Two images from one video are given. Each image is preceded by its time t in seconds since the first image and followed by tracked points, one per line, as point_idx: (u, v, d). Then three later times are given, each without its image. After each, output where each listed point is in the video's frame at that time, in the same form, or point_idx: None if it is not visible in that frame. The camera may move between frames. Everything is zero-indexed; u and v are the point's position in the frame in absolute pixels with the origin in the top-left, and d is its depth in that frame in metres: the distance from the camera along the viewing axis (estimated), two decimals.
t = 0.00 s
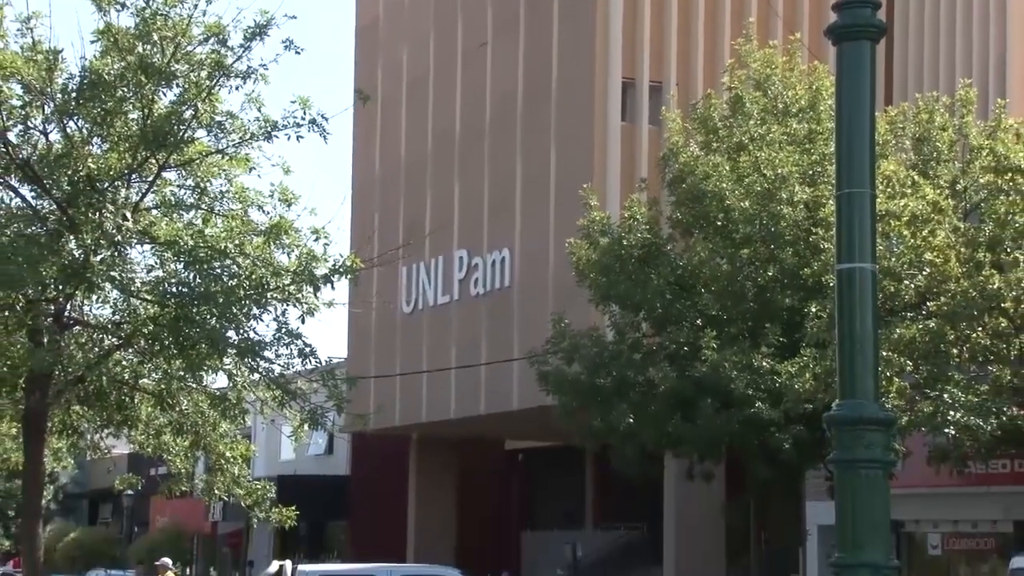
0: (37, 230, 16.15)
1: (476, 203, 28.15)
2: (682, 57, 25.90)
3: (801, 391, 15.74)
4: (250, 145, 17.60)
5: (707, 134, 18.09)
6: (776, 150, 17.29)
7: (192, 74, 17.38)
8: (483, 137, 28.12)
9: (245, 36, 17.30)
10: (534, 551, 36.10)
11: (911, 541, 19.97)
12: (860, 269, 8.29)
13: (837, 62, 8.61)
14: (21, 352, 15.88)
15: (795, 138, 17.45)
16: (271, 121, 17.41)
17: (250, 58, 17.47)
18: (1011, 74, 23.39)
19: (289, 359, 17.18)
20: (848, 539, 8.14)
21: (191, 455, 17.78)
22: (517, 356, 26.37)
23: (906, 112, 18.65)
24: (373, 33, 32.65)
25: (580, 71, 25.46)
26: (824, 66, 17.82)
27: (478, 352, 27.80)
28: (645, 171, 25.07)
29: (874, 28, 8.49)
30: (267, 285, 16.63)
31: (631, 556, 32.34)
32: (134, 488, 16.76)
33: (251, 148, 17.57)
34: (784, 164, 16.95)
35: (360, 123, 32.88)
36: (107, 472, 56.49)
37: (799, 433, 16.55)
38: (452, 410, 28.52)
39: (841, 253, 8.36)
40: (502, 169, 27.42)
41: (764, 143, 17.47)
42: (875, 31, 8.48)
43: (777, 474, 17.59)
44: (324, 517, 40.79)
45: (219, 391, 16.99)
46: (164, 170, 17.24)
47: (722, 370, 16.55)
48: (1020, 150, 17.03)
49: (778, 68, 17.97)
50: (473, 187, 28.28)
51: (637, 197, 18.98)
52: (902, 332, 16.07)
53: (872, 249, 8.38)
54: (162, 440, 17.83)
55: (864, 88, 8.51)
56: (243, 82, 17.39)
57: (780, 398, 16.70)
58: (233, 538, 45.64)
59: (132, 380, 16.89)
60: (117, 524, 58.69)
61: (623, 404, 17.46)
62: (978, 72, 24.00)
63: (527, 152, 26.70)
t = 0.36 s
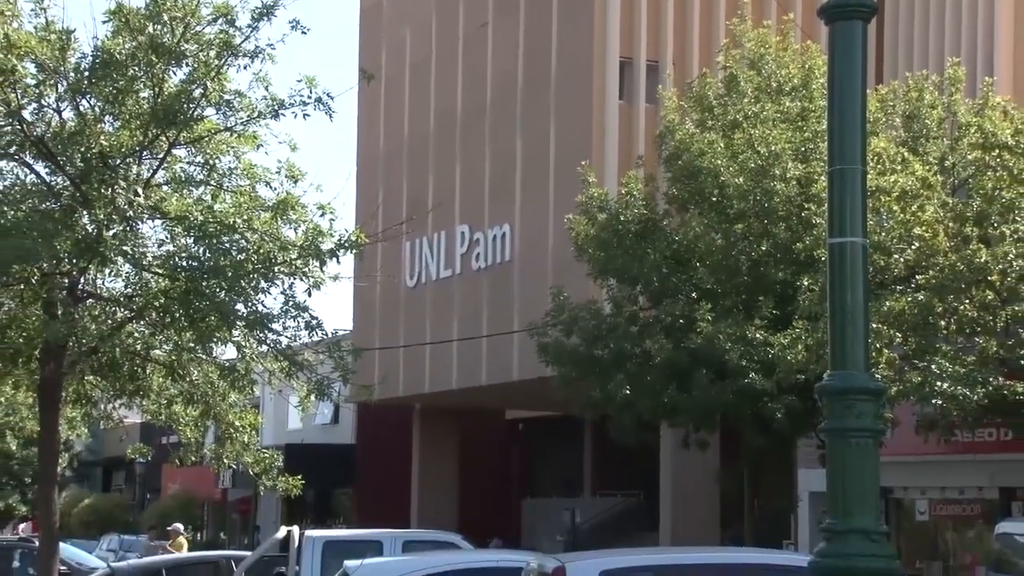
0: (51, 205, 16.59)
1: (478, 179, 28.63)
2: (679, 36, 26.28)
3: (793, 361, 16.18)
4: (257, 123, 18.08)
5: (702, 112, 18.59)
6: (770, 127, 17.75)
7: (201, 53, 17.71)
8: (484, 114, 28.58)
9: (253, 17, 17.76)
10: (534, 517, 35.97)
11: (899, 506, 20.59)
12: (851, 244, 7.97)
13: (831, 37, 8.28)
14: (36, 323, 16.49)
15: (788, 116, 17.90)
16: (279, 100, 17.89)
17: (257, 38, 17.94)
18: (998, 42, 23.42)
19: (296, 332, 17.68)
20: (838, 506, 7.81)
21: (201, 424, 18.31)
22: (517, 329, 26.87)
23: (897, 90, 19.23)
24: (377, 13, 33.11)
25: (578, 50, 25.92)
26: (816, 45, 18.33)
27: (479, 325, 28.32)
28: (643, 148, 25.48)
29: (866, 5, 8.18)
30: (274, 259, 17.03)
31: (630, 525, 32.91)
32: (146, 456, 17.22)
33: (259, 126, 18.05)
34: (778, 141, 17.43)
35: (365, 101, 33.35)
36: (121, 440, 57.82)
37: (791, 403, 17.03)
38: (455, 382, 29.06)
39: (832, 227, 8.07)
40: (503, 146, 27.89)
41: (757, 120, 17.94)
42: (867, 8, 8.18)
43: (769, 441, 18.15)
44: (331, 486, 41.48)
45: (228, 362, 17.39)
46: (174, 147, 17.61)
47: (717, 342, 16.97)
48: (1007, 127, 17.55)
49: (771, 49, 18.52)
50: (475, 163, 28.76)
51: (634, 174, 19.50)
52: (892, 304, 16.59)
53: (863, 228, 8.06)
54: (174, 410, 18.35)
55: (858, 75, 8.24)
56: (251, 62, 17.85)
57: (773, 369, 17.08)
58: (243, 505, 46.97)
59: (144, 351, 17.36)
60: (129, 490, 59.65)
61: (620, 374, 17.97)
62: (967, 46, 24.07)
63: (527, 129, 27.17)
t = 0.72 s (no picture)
0: (66, 184, 16.95)
1: (481, 158, 29.11)
2: (678, 18, 26.67)
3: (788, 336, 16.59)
4: (266, 103, 18.56)
5: (699, 94, 19.07)
6: (765, 108, 18.20)
7: (211, 36, 17.98)
8: (487, 94, 29.05)
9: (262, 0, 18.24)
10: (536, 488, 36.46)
11: (890, 477, 21.26)
12: (843, 221, 7.39)
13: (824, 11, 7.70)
14: (53, 300, 16.87)
15: (782, 96, 18.44)
16: (287, 82, 18.39)
17: (266, 22, 18.43)
18: (988, 28, 23.25)
19: (304, 308, 18.21)
20: (830, 475, 7.23)
21: (212, 397, 18.79)
22: (519, 305, 27.37)
23: (889, 72, 19.84)
24: None
25: (579, 33, 26.42)
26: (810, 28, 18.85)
27: (482, 302, 28.83)
28: (641, 128, 25.88)
29: None
30: (283, 237, 17.50)
31: (633, 500, 33.50)
32: (159, 429, 17.70)
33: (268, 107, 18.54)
34: (773, 122, 17.87)
35: (371, 82, 33.80)
36: (134, 414, 58.68)
37: (785, 376, 17.52)
38: (459, 357, 29.61)
39: (824, 206, 7.49)
40: (505, 125, 28.36)
41: (753, 101, 18.45)
42: None
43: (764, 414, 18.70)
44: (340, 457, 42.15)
45: (239, 337, 17.87)
46: (186, 127, 17.93)
47: (714, 318, 17.41)
48: (996, 107, 18.06)
49: (766, 31, 19.05)
50: (478, 142, 29.24)
51: (634, 153, 20.00)
52: (885, 281, 17.15)
53: (857, 205, 7.46)
54: (185, 384, 18.81)
55: (852, 40, 7.63)
56: (260, 44, 18.34)
57: (768, 344, 17.49)
58: (253, 475, 47.59)
59: (156, 326, 17.84)
60: (144, 461, 60.47)
61: (620, 349, 18.47)
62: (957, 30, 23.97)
63: (528, 108, 27.65)
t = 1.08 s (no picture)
0: (81, 168, 17.22)
1: (486, 141, 29.57)
2: (678, 6, 27.01)
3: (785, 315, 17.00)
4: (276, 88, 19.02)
5: (699, 79, 19.54)
6: (763, 93, 18.64)
7: (222, 23, 18.18)
8: (492, 78, 29.50)
9: None
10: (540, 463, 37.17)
11: (884, 452, 21.86)
12: (838, 203, 7.18)
13: None
14: (69, 280, 17.29)
15: (780, 81, 18.85)
16: (296, 68, 18.85)
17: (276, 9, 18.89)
18: (981, 17, 23.59)
19: (314, 288, 18.71)
20: (825, 452, 7.03)
21: (224, 374, 19.27)
22: (523, 286, 27.83)
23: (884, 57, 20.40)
24: None
25: (581, 19, 26.83)
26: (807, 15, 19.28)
27: (487, 282, 29.30)
28: (641, 113, 26.27)
29: None
30: (293, 220, 17.82)
31: (637, 477, 34.05)
32: (172, 406, 18.21)
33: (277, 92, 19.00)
34: (770, 106, 18.28)
35: (378, 67, 34.23)
36: (150, 390, 59.46)
37: (782, 354, 17.98)
38: (465, 336, 30.11)
39: (820, 187, 7.28)
40: (509, 108, 28.81)
41: (751, 85, 18.91)
42: None
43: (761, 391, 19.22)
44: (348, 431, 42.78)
45: (250, 316, 18.37)
46: (198, 113, 18.21)
47: (712, 297, 17.86)
48: (989, 91, 18.48)
49: (764, 17, 19.47)
50: (483, 125, 29.70)
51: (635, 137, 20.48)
52: (879, 262, 17.56)
53: (853, 187, 7.27)
54: (198, 362, 19.29)
55: (848, 23, 7.45)
56: (270, 31, 18.80)
57: (766, 322, 17.93)
58: (264, 451, 48.08)
59: (170, 305, 18.25)
60: (158, 437, 61.21)
61: (621, 328, 18.98)
62: (950, 16, 24.16)
63: (532, 92, 28.10)
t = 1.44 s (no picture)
0: (98, 152, 16.97)
1: (491, 125, 30.07)
2: None
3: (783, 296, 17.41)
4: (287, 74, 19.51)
5: (699, 65, 20.05)
6: (761, 79, 19.12)
7: (234, 11, 17.85)
8: (497, 64, 29.99)
9: None
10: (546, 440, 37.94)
11: (878, 428, 22.43)
12: (834, 185, 6.62)
13: None
14: (87, 262, 17.37)
15: (777, 67, 19.33)
16: (306, 54, 19.35)
17: None
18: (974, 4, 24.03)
19: (324, 270, 19.22)
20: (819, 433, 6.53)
21: (237, 353, 19.75)
22: (527, 268, 28.31)
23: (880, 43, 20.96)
24: None
25: (584, 6, 27.30)
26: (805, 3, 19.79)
27: (492, 263, 29.80)
28: (642, 98, 26.74)
29: None
30: (303, 203, 17.81)
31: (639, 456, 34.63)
32: (187, 384, 18.74)
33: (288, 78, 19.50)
34: (768, 92, 18.75)
35: (387, 54, 34.72)
36: (163, 367, 60.20)
37: (779, 334, 18.49)
38: (470, 317, 30.61)
39: (816, 167, 6.73)
40: (514, 94, 29.30)
41: (749, 70, 19.42)
42: None
43: (757, 369, 19.74)
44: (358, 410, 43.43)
45: (262, 297, 18.83)
46: (211, 98, 18.06)
47: (712, 278, 18.34)
48: (982, 77, 19.08)
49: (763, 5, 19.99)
50: (488, 110, 30.18)
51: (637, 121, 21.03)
52: (874, 242, 17.94)
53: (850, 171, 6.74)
54: (211, 341, 19.79)
55: None
56: (281, 18, 19.29)
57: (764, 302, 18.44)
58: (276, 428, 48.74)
59: (184, 285, 18.48)
60: (173, 414, 62.05)
61: (623, 309, 19.50)
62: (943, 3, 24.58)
63: (536, 77, 28.59)
